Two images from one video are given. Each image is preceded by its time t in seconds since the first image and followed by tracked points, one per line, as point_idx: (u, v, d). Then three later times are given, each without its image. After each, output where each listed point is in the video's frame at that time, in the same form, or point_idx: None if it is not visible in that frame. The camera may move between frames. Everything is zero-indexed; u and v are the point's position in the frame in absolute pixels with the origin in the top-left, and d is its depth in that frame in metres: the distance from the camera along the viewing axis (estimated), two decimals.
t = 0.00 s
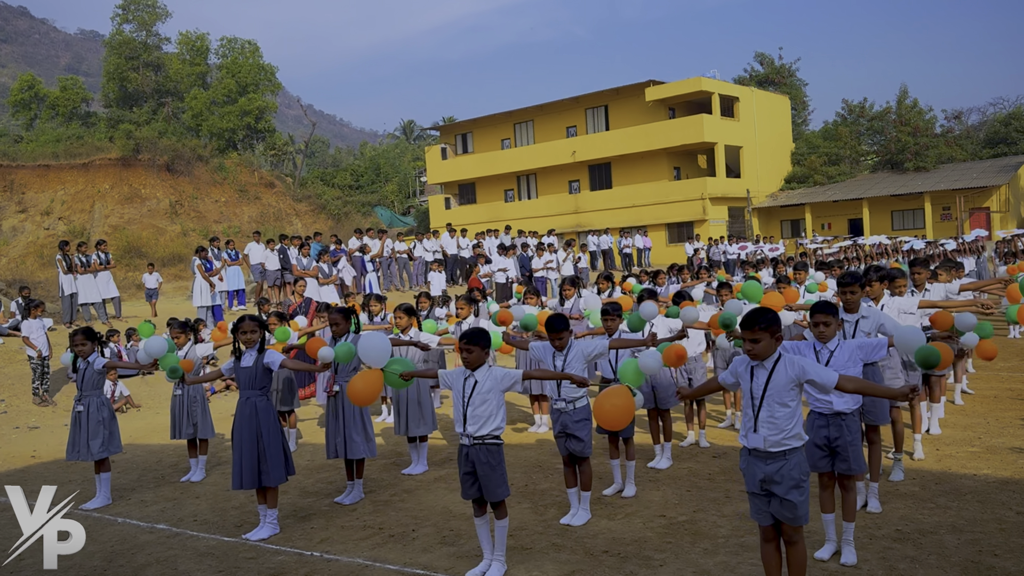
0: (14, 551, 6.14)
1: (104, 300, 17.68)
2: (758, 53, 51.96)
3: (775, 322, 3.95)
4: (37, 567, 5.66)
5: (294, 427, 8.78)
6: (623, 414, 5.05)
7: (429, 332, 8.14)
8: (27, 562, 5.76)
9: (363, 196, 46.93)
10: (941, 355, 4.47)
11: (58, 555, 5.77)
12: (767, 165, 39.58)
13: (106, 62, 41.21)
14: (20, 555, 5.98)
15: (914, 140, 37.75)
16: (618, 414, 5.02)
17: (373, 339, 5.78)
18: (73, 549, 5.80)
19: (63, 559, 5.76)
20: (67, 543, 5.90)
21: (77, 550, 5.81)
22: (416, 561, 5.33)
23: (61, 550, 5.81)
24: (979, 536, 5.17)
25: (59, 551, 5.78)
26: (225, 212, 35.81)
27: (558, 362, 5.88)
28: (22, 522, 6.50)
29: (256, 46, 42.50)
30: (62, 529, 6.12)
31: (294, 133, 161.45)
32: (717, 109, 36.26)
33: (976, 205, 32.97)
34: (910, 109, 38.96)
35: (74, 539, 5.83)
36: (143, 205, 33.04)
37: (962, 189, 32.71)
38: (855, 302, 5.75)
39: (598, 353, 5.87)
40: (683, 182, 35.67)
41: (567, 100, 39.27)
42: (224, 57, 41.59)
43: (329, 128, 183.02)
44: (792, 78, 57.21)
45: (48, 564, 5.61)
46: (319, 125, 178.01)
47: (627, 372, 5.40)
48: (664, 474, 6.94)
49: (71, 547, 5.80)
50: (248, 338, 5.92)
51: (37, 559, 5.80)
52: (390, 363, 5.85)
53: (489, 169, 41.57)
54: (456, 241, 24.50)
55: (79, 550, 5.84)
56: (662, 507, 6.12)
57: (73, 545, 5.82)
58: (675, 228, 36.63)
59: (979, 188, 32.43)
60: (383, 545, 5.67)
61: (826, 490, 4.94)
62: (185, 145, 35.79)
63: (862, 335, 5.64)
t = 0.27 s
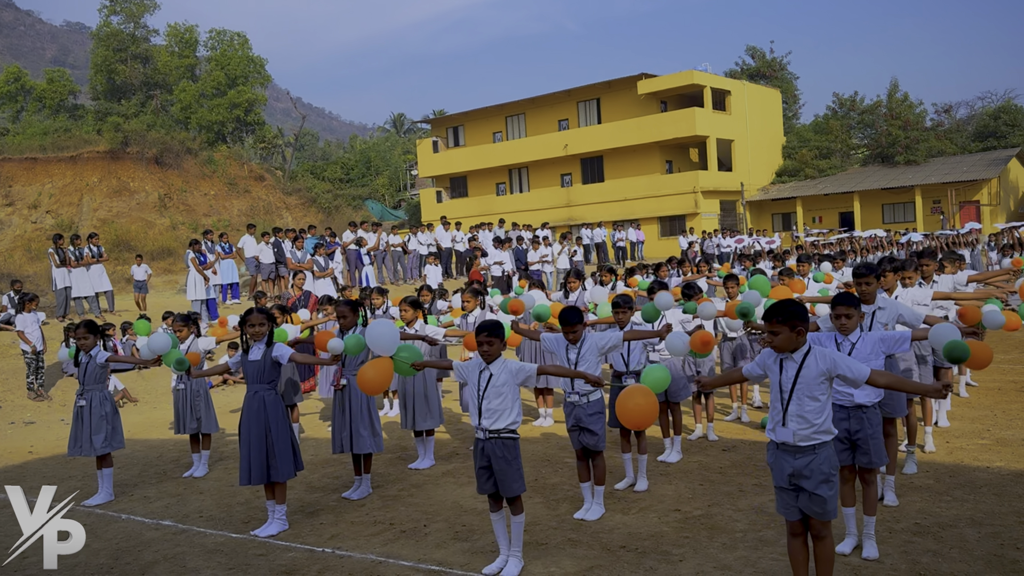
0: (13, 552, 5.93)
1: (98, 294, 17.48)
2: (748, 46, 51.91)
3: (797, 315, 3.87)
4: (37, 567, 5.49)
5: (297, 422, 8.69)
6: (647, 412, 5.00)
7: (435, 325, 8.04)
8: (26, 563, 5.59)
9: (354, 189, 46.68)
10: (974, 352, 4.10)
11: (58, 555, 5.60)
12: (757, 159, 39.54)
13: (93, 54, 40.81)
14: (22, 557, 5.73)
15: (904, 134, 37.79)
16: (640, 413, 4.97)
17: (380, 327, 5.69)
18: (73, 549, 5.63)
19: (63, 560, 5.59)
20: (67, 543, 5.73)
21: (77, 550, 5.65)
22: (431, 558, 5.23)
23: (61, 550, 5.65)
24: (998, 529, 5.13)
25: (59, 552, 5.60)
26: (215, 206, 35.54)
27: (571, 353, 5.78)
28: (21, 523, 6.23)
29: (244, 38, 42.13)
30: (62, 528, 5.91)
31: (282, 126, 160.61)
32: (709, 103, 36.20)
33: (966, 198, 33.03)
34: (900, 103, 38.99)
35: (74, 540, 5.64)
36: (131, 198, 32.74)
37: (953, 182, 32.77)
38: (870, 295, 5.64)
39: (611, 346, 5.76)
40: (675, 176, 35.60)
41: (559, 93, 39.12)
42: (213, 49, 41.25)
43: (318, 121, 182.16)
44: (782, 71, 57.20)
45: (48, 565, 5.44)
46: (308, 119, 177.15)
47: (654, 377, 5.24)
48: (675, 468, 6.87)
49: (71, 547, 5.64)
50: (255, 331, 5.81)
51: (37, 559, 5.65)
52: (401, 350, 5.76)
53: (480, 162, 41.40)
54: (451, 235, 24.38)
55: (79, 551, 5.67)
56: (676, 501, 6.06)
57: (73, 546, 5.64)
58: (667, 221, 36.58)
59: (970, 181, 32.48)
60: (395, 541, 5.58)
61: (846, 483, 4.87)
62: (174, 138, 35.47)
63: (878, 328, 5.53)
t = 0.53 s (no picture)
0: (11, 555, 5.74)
1: (94, 289, 17.27)
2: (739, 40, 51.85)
3: (834, 311, 3.82)
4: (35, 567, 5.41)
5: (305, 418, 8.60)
6: (660, 408, 4.68)
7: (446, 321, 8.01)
8: (26, 564, 5.48)
9: (344, 183, 46.44)
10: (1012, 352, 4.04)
11: (58, 554, 5.51)
12: (749, 153, 39.51)
13: (81, 46, 40.41)
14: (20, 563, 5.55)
15: (895, 128, 37.83)
16: (650, 409, 4.66)
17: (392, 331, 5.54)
18: (73, 549, 5.53)
19: (63, 561, 5.50)
20: (66, 543, 5.66)
21: (77, 550, 5.55)
22: (453, 557, 5.16)
23: (60, 550, 5.54)
24: None
25: (59, 552, 5.51)
26: (205, 199, 35.28)
27: (591, 349, 5.71)
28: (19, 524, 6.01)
29: (234, 30, 41.77)
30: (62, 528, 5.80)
31: (271, 119, 159.82)
32: (702, 97, 36.15)
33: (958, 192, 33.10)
34: (892, 97, 39.02)
35: (74, 540, 5.52)
36: (121, 192, 32.46)
37: (944, 176, 32.83)
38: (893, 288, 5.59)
39: (632, 342, 5.69)
40: (668, 170, 35.55)
41: (552, 87, 39.01)
42: (202, 41, 40.90)
43: (307, 115, 181.28)
44: (774, 66, 57.20)
45: (48, 564, 5.36)
46: (297, 112, 176.29)
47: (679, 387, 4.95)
48: (691, 465, 6.81)
49: (71, 547, 5.53)
50: (270, 327, 5.72)
51: (37, 559, 5.57)
52: (413, 352, 5.59)
53: (473, 156, 41.23)
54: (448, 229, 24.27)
55: (79, 551, 5.58)
56: (696, 499, 6.00)
57: (72, 546, 5.53)
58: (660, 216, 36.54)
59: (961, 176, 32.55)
60: (414, 540, 5.50)
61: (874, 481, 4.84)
62: (164, 131, 35.18)
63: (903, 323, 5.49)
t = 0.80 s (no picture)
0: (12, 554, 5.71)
1: (85, 286, 17.04)
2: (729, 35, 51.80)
3: (862, 311, 3.75)
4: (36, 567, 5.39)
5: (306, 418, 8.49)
6: (685, 414, 4.62)
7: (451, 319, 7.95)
8: (26, 564, 5.45)
9: (333, 178, 46.17)
10: None
11: (58, 555, 5.50)
12: (739, 149, 39.46)
13: (66, 39, 39.98)
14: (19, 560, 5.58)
15: (885, 124, 37.88)
16: (675, 415, 4.61)
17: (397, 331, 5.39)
18: (73, 549, 5.52)
19: (64, 560, 5.49)
20: (66, 543, 5.63)
21: (77, 550, 5.53)
22: (466, 560, 5.09)
23: (60, 550, 5.54)
24: None
25: (59, 551, 5.51)
26: (192, 194, 35.00)
27: (604, 349, 5.64)
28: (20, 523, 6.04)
29: (221, 24, 41.37)
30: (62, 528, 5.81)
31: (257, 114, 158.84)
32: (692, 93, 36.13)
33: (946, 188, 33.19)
34: (881, 93, 39.05)
35: (74, 539, 5.55)
36: (107, 186, 32.15)
37: (933, 173, 32.89)
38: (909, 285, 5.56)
39: (645, 342, 5.61)
40: (658, 165, 35.52)
41: (542, 82, 38.89)
42: (190, 35, 40.53)
43: (294, 109, 180.34)
44: (764, 61, 57.21)
45: (48, 565, 5.34)
46: (284, 107, 175.30)
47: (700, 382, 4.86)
48: (701, 465, 6.75)
49: (72, 547, 5.53)
50: (276, 327, 5.60)
51: (36, 560, 5.52)
52: (420, 352, 5.48)
53: (462, 151, 41.06)
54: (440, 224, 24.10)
55: (80, 551, 5.56)
56: (709, 499, 5.94)
57: (73, 546, 5.54)
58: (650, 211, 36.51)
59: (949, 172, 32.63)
60: (425, 542, 5.43)
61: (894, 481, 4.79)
62: (150, 126, 34.86)
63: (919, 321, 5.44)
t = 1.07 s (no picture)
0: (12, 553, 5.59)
1: (69, 281, 16.81)
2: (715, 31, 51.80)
3: (882, 303, 3.67)
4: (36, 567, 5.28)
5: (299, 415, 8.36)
6: (696, 404, 4.53)
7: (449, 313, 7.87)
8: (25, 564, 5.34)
9: (319, 173, 45.86)
10: None
11: (59, 555, 5.38)
12: (726, 145, 39.48)
13: (48, 32, 39.51)
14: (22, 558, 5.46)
15: (870, 120, 37.96)
16: (686, 407, 4.52)
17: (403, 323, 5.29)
18: (73, 549, 5.40)
19: (63, 560, 5.37)
20: (67, 543, 5.51)
21: (77, 550, 5.42)
22: (471, 559, 4.98)
23: (60, 550, 5.42)
24: None
25: (59, 551, 5.39)
26: (177, 189, 34.67)
27: (609, 343, 5.55)
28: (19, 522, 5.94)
29: (205, 18, 40.96)
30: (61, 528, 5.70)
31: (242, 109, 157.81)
32: (679, 88, 36.09)
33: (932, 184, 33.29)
34: (866, 89, 39.12)
35: (74, 539, 5.43)
36: (90, 181, 31.79)
37: (919, 168, 32.98)
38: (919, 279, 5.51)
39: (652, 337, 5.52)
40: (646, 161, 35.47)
41: (529, 78, 38.76)
42: (173, 29, 40.13)
43: (279, 104, 179.25)
44: (750, 57, 57.26)
45: (47, 564, 5.23)
46: (269, 102, 174.28)
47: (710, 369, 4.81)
48: (704, 462, 6.67)
49: (72, 547, 5.41)
50: (274, 321, 5.47)
51: (35, 560, 5.40)
52: (422, 345, 5.37)
53: (449, 146, 40.87)
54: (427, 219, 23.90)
55: (80, 551, 5.45)
56: (714, 496, 5.86)
57: (73, 545, 5.43)
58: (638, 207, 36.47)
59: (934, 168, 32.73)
60: (428, 542, 5.32)
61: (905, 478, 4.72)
62: (134, 120, 34.49)
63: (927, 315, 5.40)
